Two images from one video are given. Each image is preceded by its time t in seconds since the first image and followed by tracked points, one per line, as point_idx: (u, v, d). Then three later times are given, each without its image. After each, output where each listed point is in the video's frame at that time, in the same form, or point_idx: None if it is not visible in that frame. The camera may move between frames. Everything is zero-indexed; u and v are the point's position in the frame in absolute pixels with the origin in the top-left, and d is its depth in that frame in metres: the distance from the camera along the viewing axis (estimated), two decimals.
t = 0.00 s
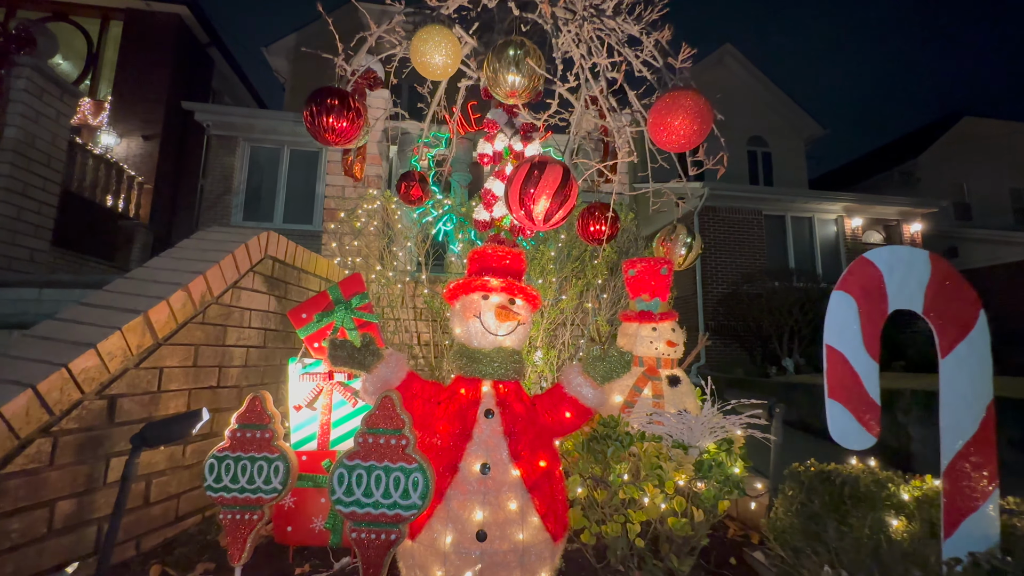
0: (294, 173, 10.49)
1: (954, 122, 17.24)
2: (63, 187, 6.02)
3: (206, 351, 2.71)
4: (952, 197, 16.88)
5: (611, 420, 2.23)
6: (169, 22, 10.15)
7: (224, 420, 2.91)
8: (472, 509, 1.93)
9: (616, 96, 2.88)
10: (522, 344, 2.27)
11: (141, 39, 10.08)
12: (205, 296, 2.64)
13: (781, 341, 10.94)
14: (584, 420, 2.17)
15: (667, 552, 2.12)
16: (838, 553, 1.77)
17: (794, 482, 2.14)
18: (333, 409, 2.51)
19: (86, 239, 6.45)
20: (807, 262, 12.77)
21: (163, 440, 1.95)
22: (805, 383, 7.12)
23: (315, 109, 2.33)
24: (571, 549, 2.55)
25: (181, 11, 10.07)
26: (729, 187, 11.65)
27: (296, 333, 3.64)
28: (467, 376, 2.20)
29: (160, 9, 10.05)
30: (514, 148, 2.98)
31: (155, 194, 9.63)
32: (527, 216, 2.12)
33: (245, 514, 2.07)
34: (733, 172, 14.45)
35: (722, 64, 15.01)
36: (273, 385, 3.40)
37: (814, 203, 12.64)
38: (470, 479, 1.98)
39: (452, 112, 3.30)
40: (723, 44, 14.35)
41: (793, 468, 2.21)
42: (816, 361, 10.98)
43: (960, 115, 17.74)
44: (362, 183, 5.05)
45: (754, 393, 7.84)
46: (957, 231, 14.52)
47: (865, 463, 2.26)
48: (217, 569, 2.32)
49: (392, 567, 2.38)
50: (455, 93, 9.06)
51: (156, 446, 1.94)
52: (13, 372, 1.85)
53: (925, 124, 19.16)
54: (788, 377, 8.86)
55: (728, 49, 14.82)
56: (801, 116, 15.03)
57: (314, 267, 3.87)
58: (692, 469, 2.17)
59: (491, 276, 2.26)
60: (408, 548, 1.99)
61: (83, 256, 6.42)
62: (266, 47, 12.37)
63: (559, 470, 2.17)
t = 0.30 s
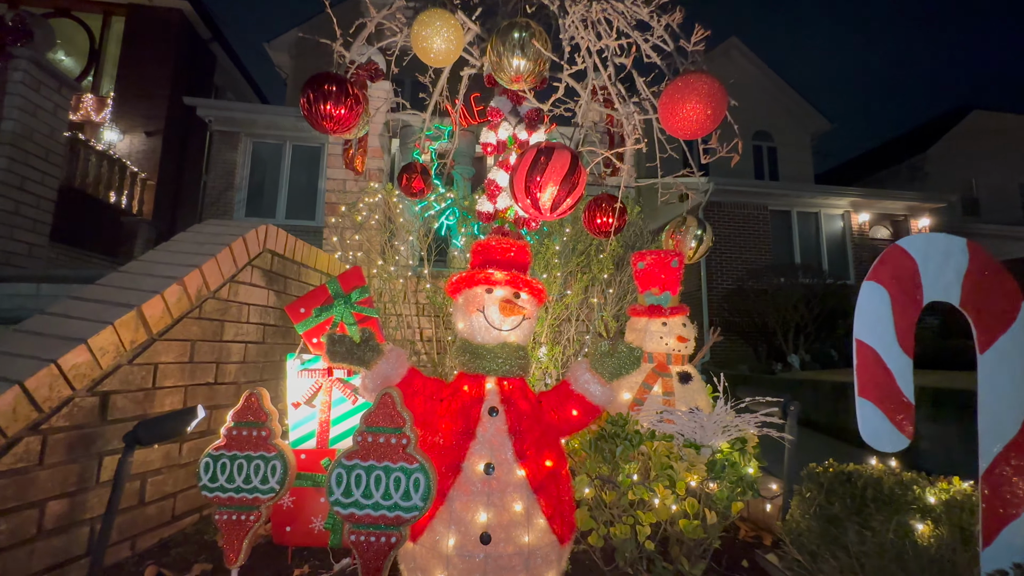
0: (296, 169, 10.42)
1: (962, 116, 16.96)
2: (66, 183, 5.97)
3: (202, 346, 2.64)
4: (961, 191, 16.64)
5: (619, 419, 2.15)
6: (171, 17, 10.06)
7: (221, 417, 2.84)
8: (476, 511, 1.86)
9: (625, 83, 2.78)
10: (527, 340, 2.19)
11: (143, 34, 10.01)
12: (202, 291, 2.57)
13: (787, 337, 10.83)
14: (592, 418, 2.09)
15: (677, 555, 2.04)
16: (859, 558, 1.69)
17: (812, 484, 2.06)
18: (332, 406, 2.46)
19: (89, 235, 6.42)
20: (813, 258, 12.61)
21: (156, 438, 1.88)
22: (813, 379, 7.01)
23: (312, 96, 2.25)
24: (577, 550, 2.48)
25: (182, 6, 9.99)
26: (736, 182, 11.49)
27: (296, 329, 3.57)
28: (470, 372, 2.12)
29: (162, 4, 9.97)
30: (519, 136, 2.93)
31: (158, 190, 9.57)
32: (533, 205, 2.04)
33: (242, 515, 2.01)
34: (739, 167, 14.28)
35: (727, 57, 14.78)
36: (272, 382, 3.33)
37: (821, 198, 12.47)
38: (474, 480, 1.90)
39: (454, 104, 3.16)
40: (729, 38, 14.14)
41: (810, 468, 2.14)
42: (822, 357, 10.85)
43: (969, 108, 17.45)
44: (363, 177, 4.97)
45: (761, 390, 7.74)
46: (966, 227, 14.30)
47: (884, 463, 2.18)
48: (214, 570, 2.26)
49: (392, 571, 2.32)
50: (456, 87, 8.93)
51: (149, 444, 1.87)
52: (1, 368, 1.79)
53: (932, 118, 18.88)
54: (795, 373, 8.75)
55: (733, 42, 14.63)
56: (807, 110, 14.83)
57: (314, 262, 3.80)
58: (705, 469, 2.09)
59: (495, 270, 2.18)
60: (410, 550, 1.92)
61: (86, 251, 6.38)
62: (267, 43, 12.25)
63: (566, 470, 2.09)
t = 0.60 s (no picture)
0: (297, 162, 10.34)
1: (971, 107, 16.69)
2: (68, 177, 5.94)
3: (201, 338, 2.60)
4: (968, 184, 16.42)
5: (626, 412, 2.09)
6: (170, 8, 9.95)
7: (221, 411, 2.80)
8: (481, 505, 1.82)
9: (632, 68, 2.69)
10: (532, 331, 2.14)
11: (143, 26, 9.91)
12: (201, 281, 2.53)
13: (791, 330, 10.75)
14: (599, 411, 2.04)
15: (686, 550, 2.00)
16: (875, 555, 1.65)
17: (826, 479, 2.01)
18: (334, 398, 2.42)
19: (92, 228, 6.41)
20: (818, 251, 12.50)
21: (154, 430, 1.84)
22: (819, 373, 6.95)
23: (310, 80, 2.18)
24: (582, 545, 2.44)
25: None
26: (741, 174, 11.35)
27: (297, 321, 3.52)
28: (474, 364, 2.07)
29: None
30: (524, 122, 2.93)
31: (160, 183, 9.52)
32: (538, 190, 1.98)
33: (242, 509, 1.97)
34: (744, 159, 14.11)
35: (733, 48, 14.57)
36: (273, 375, 3.29)
37: (828, 190, 12.31)
38: (478, 474, 1.86)
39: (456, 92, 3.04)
40: (735, 28, 13.93)
41: (824, 463, 2.08)
42: (827, 351, 10.77)
43: (978, 98, 17.16)
44: (365, 167, 4.91)
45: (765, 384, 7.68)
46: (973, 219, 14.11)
47: (899, 457, 2.13)
48: (216, 565, 2.22)
49: (395, 566, 2.29)
50: (457, 77, 8.79)
51: (147, 437, 1.83)
52: None
53: (940, 109, 18.59)
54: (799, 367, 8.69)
55: (739, 32, 14.41)
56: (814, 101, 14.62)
57: (315, 253, 3.75)
58: (715, 463, 2.04)
59: (499, 259, 2.12)
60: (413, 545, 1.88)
61: (89, 244, 6.38)
62: (267, 34, 12.11)
63: (572, 464, 2.04)
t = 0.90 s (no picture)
0: (298, 154, 10.26)
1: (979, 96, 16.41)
2: (70, 170, 5.89)
3: (200, 330, 2.56)
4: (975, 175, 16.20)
5: (632, 405, 2.05)
6: None
7: (221, 403, 2.77)
8: (485, 500, 1.78)
9: (639, 52, 2.61)
10: (537, 322, 2.09)
11: (142, 17, 9.82)
12: (199, 273, 2.48)
13: (795, 323, 10.68)
14: (605, 404, 1.99)
15: (693, 545, 1.96)
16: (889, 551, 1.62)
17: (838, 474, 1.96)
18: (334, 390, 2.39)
19: (93, 222, 6.36)
20: (822, 243, 12.40)
21: (153, 424, 1.80)
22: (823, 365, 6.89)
23: (308, 65, 2.12)
24: (587, 540, 2.42)
25: None
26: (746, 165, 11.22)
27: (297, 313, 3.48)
28: (477, 357, 2.02)
29: None
30: (526, 109, 2.94)
31: (161, 175, 9.45)
32: (544, 177, 1.93)
33: (242, 503, 1.94)
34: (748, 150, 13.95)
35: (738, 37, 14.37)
36: (273, 367, 3.26)
37: (833, 181, 12.17)
38: (482, 468, 1.82)
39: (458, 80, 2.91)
40: (740, 17, 13.72)
41: (836, 458, 2.03)
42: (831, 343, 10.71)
43: (986, 88, 16.87)
44: (365, 158, 4.85)
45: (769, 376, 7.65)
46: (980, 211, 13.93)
47: (913, 451, 2.08)
48: (217, 558, 2.20)
49: (398, 562, 2.26)
50: (458, 67, 8.66)
51: (144, 431, 1.79)
52: None
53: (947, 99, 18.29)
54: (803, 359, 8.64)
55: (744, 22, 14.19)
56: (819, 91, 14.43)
57: (315, 245, 3.70)
58: (723, 458, 2.00)
59: (503, 248, 2.07)
60: (415, 539, 1.85)
61: (91, 238, 6.35)
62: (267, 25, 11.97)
63: (577, 458, 2.00)
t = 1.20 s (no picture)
0: (298, 144, 10.17)
1: (988, 84, 16.14)
2: (70, 162, 5.86)
3: (200, 322, 2.54)
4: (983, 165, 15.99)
5: (637, 396, 2.01)
6: None
7: (222, 395, 2.75)
8: (487, 493, 1.76)
9: (645, 37, 2.53)
10: (540, 313, 2.06)
11: (140, 6, 9.70)
12: (197, 263, 2.45)
13: (798, 314, 10.63)
14: (609, 396, 1.96)
15: (698, 538, 1.94)
16: (898, 544, 1.61)
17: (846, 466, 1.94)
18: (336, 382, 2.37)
19: (94, 214, 6.33)
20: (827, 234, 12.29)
21: (151, 416, 1.78)
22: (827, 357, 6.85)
23: (305, 50, 2.06)
24: (590, 532, 2.41)
25: None
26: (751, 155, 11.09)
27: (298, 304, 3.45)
28: (479, 348, 1.99)
29: None
30: (529, 95, 2.87)
31: (162, 167, 9.38)
32: (549, 164, 1.88)
33: (243, 495, 1.92)
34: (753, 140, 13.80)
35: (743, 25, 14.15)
36: (274, 359, 3.24)
37: (839, 171, 12.03)
38: (484, 461, 1.79)
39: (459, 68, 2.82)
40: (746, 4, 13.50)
41: (844, 450, 2.00)
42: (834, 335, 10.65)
43: (995, 75, 16.57)
44: (365, 147, 4.79)
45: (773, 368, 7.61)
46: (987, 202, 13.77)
47: (922, 443, 2.05)
48: (218, 550, 2.19)
49: (399, 555, 2.25)
50: (458, 55, 8.53)
51: (143, 423, 1.77)
52: None
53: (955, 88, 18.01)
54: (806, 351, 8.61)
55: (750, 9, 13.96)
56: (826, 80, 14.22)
57: (315, 236, 3.66)
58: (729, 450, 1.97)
59: (506, 237, 2.03)
60: (417, 532, 1.83)
61: (94, 230, 6.35)
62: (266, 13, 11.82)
63: (581, 450, 1.98)
